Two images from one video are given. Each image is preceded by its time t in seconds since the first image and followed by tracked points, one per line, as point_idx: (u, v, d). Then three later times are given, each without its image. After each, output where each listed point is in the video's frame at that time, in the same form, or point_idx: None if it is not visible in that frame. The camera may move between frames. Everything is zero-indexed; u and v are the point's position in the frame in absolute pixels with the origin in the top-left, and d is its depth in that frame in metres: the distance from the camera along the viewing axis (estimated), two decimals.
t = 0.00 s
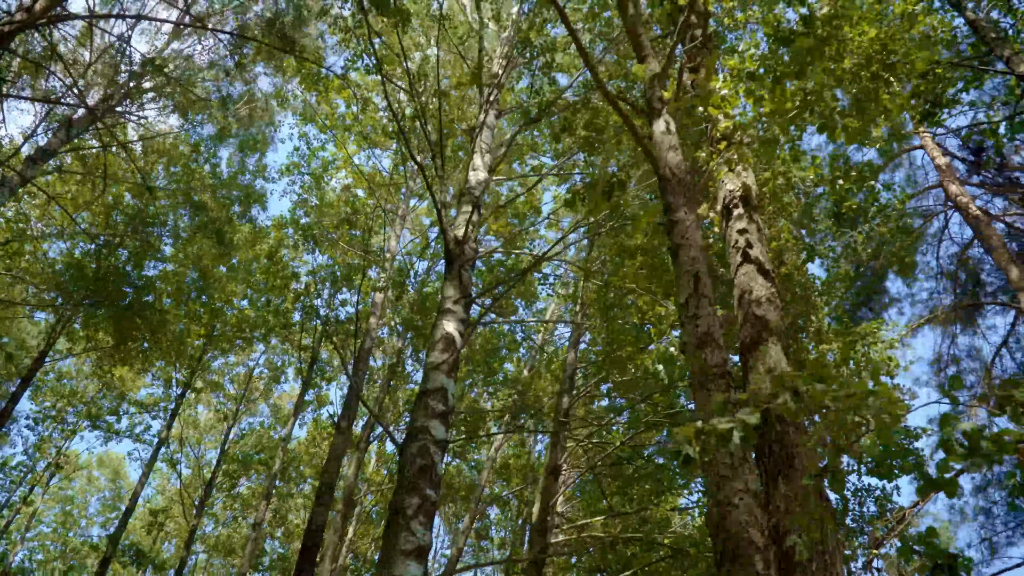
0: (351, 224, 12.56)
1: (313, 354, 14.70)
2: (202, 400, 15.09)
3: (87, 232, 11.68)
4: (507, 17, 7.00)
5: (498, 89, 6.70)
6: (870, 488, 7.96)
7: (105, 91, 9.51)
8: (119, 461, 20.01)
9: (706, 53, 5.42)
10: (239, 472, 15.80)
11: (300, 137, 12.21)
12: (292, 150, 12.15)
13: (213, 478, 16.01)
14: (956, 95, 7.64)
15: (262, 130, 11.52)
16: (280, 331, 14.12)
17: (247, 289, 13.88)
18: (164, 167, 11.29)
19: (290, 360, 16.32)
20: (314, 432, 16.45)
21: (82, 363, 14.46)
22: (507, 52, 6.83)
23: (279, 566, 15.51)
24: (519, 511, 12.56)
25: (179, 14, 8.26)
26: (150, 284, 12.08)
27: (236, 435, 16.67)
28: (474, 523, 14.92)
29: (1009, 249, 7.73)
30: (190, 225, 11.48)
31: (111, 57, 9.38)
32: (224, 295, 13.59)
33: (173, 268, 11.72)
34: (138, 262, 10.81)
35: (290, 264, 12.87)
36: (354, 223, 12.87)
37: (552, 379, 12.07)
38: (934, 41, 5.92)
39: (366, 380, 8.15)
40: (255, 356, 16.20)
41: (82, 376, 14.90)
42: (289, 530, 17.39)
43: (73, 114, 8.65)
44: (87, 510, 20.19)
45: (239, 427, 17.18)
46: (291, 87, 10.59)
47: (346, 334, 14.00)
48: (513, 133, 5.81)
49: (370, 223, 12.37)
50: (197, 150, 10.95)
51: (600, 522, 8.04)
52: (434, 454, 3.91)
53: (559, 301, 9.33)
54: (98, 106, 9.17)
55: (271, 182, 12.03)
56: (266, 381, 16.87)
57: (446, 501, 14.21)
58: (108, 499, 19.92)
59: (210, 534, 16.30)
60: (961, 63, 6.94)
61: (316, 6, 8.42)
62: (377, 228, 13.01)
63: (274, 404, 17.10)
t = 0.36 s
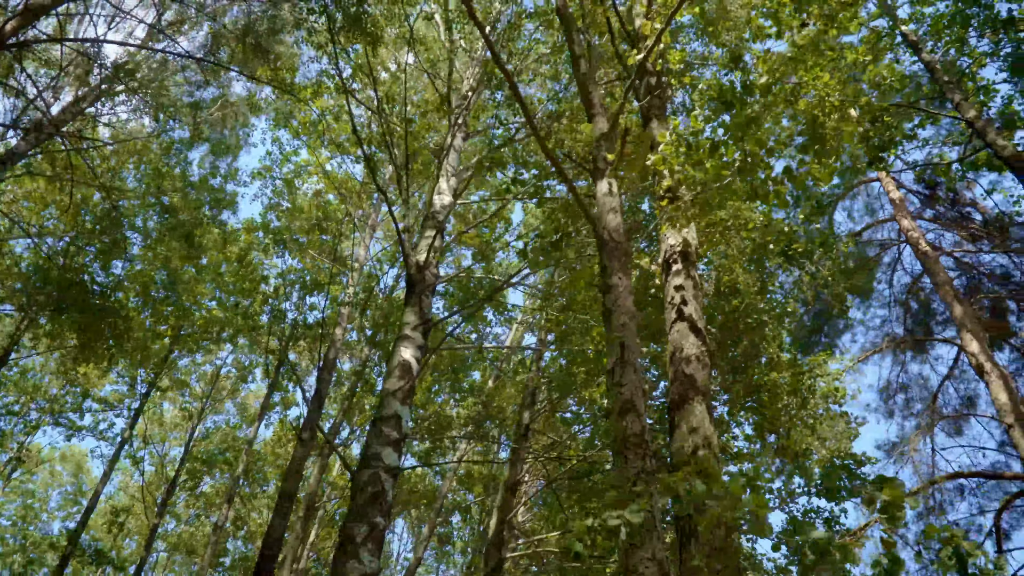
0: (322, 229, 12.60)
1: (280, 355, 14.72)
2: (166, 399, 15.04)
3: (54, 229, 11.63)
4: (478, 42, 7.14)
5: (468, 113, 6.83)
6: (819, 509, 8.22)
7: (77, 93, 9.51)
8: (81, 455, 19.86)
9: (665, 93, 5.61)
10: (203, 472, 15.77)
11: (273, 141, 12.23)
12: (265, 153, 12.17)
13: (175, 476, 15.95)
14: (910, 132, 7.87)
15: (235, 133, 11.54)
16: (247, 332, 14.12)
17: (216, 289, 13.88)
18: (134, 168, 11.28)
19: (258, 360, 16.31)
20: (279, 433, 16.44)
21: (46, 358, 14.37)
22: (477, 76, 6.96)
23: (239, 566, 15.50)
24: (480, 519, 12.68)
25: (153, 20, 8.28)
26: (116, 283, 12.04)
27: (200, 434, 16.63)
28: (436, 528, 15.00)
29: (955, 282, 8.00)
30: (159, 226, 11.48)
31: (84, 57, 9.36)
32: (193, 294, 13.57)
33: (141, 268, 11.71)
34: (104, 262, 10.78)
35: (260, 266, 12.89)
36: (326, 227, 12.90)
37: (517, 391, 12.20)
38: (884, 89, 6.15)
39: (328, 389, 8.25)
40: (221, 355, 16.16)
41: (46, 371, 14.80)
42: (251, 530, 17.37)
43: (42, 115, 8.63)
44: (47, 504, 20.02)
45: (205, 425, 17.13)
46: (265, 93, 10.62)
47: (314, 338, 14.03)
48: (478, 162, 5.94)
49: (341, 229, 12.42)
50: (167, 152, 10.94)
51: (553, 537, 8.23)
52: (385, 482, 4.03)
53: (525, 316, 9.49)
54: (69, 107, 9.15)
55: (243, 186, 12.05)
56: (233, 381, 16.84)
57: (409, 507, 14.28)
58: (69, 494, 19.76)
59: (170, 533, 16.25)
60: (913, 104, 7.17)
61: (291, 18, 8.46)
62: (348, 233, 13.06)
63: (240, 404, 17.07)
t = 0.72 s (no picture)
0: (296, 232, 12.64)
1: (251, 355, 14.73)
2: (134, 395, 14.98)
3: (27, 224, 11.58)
4: (454, 62, 7.24)
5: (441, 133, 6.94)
6: (772, 528, 8.46)
7: (52, 92, 9.48)
8: (47, 448, 19.70)
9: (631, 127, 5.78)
10: (169, 469, 15.73)
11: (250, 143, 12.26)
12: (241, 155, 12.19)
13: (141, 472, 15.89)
14: (871, 166, 8.12)
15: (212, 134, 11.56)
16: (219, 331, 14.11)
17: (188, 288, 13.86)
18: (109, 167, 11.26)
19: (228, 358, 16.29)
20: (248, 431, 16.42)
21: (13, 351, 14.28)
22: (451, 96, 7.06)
23: (203, 564, 15.47)
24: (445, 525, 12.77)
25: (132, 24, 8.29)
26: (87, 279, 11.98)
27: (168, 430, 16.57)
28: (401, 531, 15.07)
29: (909, 313, 8.26)
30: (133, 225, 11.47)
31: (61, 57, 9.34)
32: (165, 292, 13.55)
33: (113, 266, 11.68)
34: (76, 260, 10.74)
35: (233, 267, 12.90)
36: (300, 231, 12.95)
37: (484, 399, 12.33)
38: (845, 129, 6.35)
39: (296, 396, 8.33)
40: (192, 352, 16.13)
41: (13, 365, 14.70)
42: (216, 528, 17.33)
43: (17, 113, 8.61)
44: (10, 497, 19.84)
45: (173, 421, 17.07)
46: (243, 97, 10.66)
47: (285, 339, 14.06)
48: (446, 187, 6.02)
49: (316, 233, 12.46)
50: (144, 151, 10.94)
51: (512, 549, 8.35)
52: (341, 504, 4.15)
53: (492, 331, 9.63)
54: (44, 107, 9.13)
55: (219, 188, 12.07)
56: (202, 378, 16.80)
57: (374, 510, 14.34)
58: (32, 487, 19.58)
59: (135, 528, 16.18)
60: (873, 142, 7.39)
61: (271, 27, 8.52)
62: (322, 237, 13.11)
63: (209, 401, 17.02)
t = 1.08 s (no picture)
0: (271, 233, 12.63)
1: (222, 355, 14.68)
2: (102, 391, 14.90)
3: None
4: (432, 82, 7.34)
5: (416, 152, 7.05)
6: (728, 545, 8.67)
7: (30, 89, 9.47)
8: (14, 439, 19.55)
9: (599, 157, 5.91)
10: (137, 465, 15.68)
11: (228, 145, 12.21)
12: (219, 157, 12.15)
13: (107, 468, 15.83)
14: (836, 197, 8.32)
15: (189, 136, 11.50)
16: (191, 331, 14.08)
17: (159, 286, 13.80)
18: (85, 166, 11.18)
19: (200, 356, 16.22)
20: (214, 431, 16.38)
21: None
22: (428, 116, 7.17)
23: (167, 561, 15.45)
24: (409, 530, 12.83)
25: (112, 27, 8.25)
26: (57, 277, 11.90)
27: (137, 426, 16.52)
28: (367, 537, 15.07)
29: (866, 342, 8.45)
30: (105, 223, 11.41)
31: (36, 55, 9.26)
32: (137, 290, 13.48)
33: (85, 264, 11.64)
34: (45, 257, 10.67)
35: (206, 267, 12.87)
36: (275, 233, 12.92)
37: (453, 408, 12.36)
38: (808, 166, 6.53)
39: (263, 405, 8.45)
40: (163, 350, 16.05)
41: None
42: (181, 524, 17.30)
43: None
44: None
45: (143, 418, 17.02)
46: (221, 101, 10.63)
47: (257, 341, 14.00)
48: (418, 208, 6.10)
49: (292, 237, 12.50)
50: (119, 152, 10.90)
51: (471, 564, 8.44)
52: (298, 525, 4.25)
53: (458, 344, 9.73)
54: (18, 106, 9.07)
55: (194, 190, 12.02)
56: (173, 375, 16.76)
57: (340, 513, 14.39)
58: None
59: (98, 525, 16.12)
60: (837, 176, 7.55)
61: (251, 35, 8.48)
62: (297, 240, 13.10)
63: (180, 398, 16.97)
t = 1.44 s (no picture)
0: (245, 233, 12.62)
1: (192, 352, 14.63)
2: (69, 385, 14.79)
3: None
4: (407, 99, 7.43)
5: (388, 168, 7.14)
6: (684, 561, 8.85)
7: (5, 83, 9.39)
8: None
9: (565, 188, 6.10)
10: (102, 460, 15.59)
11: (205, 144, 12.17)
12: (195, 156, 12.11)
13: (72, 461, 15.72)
14: (798, 223, 8.52)
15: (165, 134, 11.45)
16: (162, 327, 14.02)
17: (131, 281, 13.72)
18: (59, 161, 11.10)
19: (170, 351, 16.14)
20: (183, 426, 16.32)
21: None
22: (401, 132, 7.25)
23: (130, 557, 15.39)
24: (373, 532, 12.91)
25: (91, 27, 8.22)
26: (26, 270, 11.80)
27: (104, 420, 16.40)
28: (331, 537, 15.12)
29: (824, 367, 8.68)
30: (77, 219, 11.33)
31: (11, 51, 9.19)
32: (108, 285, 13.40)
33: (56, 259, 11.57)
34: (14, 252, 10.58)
35: (178, 265, 12.83)
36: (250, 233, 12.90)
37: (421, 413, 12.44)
38: (770, 198, 6.72)
39: (229, 408, 8.47)
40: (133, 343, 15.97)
41: None
42: (145, 519, 17.20)
43: None
44: None
45: (110, 411, 16.90)
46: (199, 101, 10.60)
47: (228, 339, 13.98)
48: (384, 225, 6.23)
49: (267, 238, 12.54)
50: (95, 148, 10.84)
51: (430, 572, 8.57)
52: (252, 542, 4.33)
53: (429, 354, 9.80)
54: None
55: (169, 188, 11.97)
56: (142, 370, 16.66)
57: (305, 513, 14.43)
58: None
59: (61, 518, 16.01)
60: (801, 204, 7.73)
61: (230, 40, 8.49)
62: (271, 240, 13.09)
63: (148, 393, 16.88)
